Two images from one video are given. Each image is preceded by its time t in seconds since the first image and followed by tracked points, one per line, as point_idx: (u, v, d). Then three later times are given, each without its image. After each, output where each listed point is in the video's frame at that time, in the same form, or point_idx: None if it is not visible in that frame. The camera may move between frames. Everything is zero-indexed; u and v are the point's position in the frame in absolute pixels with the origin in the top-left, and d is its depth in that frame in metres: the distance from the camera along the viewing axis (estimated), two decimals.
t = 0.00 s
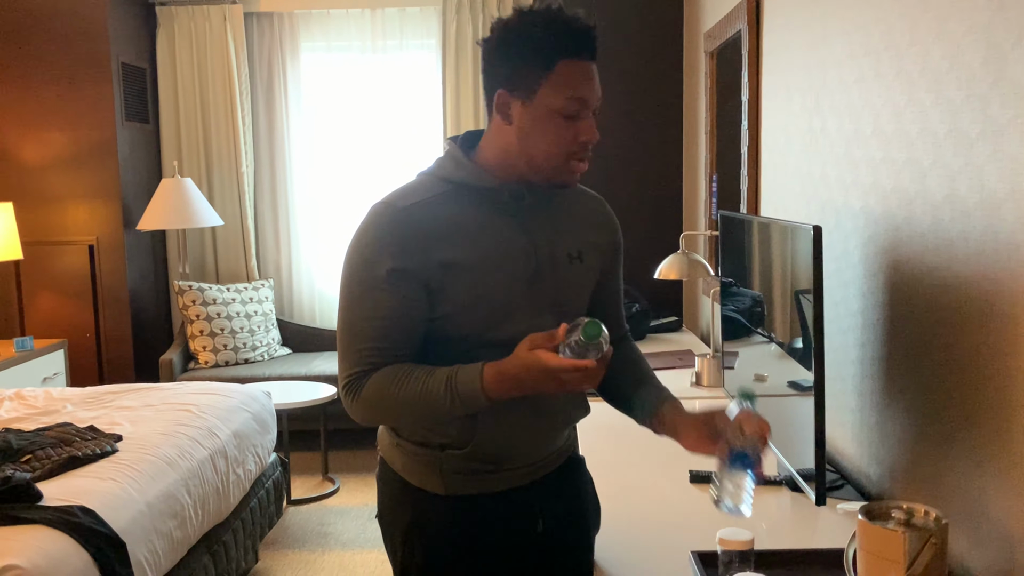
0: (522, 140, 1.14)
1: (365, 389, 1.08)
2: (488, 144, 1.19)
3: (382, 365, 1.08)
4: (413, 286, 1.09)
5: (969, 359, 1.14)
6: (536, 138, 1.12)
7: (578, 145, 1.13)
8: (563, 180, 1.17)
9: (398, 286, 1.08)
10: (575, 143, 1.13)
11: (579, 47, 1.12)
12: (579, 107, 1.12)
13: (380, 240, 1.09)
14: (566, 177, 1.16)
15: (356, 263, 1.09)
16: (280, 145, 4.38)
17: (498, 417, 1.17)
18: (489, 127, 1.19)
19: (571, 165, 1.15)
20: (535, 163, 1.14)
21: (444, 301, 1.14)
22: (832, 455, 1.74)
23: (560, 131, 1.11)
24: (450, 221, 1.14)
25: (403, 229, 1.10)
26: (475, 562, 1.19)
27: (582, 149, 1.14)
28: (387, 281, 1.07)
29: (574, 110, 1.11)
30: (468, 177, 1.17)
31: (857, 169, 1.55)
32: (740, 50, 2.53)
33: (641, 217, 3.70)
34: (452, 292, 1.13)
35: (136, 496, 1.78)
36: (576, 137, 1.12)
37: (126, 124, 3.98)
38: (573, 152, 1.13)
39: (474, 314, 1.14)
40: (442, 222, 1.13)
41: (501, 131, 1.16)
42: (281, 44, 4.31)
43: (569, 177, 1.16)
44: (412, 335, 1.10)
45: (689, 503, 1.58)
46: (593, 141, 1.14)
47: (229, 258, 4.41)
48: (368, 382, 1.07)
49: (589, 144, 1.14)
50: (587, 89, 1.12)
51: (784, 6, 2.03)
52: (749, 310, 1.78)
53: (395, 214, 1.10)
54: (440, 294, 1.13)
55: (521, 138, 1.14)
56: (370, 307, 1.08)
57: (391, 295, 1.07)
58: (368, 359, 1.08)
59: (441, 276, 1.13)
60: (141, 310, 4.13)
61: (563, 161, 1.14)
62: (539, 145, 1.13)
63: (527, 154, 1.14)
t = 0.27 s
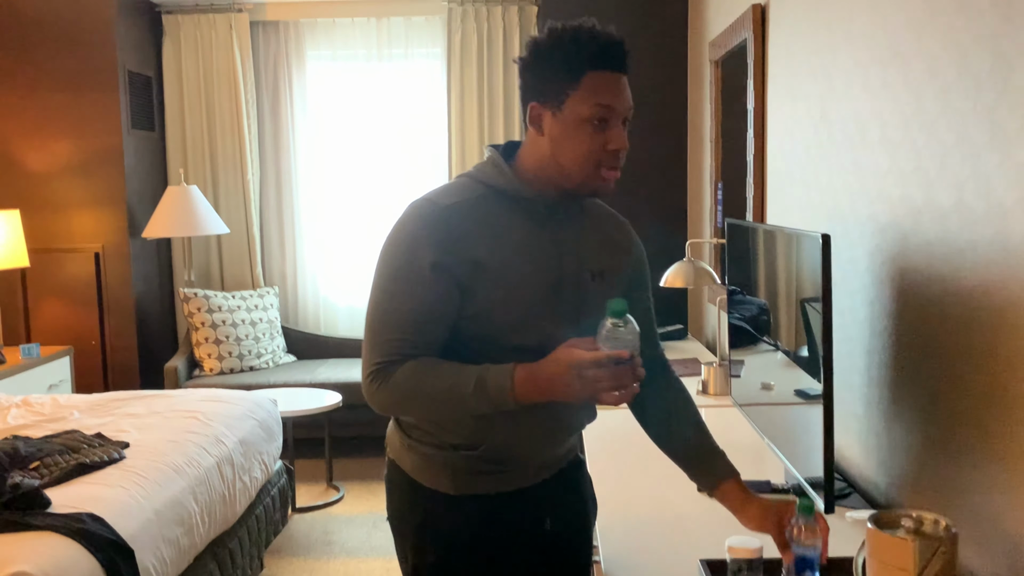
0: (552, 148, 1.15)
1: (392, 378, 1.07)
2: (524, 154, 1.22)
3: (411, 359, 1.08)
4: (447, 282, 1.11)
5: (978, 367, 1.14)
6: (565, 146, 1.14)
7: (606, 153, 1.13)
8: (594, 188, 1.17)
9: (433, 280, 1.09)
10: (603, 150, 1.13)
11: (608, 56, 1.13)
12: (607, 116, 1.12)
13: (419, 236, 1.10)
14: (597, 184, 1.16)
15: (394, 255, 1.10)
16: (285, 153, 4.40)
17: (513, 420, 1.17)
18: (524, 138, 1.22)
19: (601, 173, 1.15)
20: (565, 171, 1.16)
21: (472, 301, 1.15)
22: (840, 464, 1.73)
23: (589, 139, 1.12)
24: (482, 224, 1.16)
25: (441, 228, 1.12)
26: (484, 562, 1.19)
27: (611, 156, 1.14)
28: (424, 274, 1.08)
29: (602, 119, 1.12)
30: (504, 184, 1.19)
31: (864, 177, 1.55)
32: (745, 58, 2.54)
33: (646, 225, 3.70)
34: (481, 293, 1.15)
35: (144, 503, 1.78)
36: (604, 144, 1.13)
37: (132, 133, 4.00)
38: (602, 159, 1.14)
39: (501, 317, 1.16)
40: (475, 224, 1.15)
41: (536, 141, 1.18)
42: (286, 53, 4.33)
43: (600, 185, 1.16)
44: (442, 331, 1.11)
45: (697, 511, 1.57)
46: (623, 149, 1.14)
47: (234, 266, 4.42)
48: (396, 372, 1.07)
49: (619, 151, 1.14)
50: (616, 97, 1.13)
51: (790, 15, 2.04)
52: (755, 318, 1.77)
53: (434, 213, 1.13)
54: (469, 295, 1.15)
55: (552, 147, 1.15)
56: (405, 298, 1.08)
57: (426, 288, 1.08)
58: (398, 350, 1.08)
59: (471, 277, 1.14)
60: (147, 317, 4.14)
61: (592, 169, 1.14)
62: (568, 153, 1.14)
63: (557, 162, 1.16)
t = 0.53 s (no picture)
0: (557, 154, 1.18)
1: (424, 389, 1.05)
2: (534, 166, 1.24)
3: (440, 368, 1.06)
4: (472, 288, 1.10)
5: (990, 383, 1.13)
6: (569, 151, 1.16)
7: (609, 156, 1.15)
8: (600, 193, 1.18)
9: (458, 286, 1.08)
10: (605, 153, 1.14)
11: (611, 67, 1.16)
12: (609, 120, 1.14)
13: (441, 244, 1.09)
14: (601, 188, 1.17)
15: (416, 263, 1.09)
16: (293, 169, 4.42)
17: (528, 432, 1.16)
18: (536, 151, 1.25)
19: (604, 176, 1.16)
20: (570, 176, 1.17)
21: (496, 308, 1.14)
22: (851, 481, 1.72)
23: (590, 142, 1.14)
24: (501, 233, 1.15)
25: (461, 237, 1.11)
26: None
27: (614, 160, 1.15)
28: (449, 280, 1.07)
29: (604, 123, 1.14)
30: (520, 196, 1.20)
31: (872, 193, 1.54)
32: (752, 74, 2.54)
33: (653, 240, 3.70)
34: (506, 300, 1.14)
35: (152, 521, 1.78)
36: (606, 148, 1.14)
37: (141, 150, 4.02)
38: (605, 162, 1.15)
39: (526, 323, 1.15)
40: (494, 232, 1.15)
41: (544, 151, 1.22)
42: (295, 71, 4.37)
43: (604, 190, 1.17)
44: (466, 339, 1.10)
45: (707, 529, 1.56)
46: (625, 153, 1.15)
47: (242, 282, 4.43)
48: (428, 383, 1.05)
49: (621, 155, 1.15)
50: (618, 103, 1.15)
51: (796, 31, 2.05)
52: (764, 334, 1.76)
53: (453, 222, 1.12)
54: (493, 302, 1.13)
55: (557, 153, 1.18)
56: (430, 305, 1.07)
57: (451, 294, 1.07)
58: (424, 360, 1.07)
59: (495, 283, 1.13)
60: (155, 333, 4.15)
61: (594, 172, 1.15)
62: (572, 158, 1.16)
63: (562, 167, 1.18)
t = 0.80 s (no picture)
0: (555, 157, 1.20)
1: (448, 396, 1.05)
2: (539, 172, 1.27)
3: (464, 374, 1.07)
4: (490, 293, 1.09)
5: (1003, 396, 1.12)
6: (566, 153, 1.18)
7: (604, 157, 1.16)
8: (598, 194, 1.18)
9: (476, 291, 1.07)
10: (601, 154, 1.15)
11: (609, 72, 1.18)
12: (606, 122, 1.16)
13: (457, 251, 1.08)
14: (598, 190, 1.17)
15: (434, 272, 1.08)
16: (300, 182, 4.43)
17: (543, 442, 1.15)
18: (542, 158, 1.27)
19: (600, 177, 1.17)
20: (568, 178, 1.19)
21: (514, 313, 1.13)
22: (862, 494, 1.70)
23: (586, 144, 1.16)
24: (515, 239, 1.14)
25: (476, 244, 1.11)
26: None
27: (610, 161, 1.16)
28: (468, 288, 1.07)
29: (600, 125, 1.16)
30: (532, 204, 1.19)
31: (881, 204, 1.54)
32: (758, 85, 2.55)
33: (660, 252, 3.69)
34: (523, 304, 1.13)
35: (159, 535, 1.77)
36: (602, 149, 1.15)
37: (149, 164, 4.05)
38: (601, 163, 1.16)
39: (544, 326, 1.14)
40: (509, 238, 1.14)
41: (547, 156, 1.24)
42: (302, 84, 4.39)
43: (602, 191, 1.18)
44: (485, 345, 1.09)
45: (717, 543, 1.55)
46: (621, 154, 1.15)
47: (249, 295, 4.44)
48: (452, 389, 1.06)
49: (618, 156, 1.16)
50: (615, 106, 1.16)
51: (803, 43, 2.05)
52: (773, 346, 1.75)
53: (468, 229, 1.11)
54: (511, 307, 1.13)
55: (555, 155, 1.20)
56: (450, 311, 1.06)
57: (470, 299, 1.06)
58: (445, 366, 1.06)
59: (513, 288, 1.13)
60: (162, 346, 4.16)
61: (590, 172, 1.16)
62: (569, 160, 1.18)
63: (561, 170, 1.20)
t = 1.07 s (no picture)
0: (556, 161, 1.20)
1: (461, 404, 1.05)
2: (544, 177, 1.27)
3: (477, 381, 1.07)
4: (500, 298, 1.09)
5: (1015, 403, 1.10)
6: (566, 158, 1.18)
7: (603, 161, 1.15)
8: (597, 199, 1.17)
9: (487, 297, 1.07)
10: (600, 158, 1.15)
11: (611, 76, 1.18)
12: (605, 126, 1.15)
13: (465, 258, 1.08)
14: (598, 194, 1.17)
15: (443, 279, 1.07)
16: (306, 188, 4.44)
17: (552, 449, 1.14)
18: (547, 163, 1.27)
19: (599, 182, 1.16)
20: (568, 182, 1.18)
21: (525, 318, 1.12)
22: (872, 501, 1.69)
23: (585, 148, 1.15)
24: (523, 245, 1.14)
25: (485, 251, 1.10)
26: None
27: (609, 165, 1.15)
28: (479, 295, 1.06)
29: (600, 129, 1.15)
30: (539, 210, 1.19)
31: (890, 209, 1.53)
32: (765, 90, 2.54)
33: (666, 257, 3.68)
34: (533, 309, 1.12)
35: (164, 542, 1.77)
36: (601, 153, 1.15)
37: (156, 171, 4.06)
38: (600, 167, 1.15)
39: (554, 331, 1.14)
40: (516, 244, 1.14)
41: (549, 161, 1.24)
42: (308, 91, 4.40)
43: (602, 196, 1.17)
44: (495, 351, 1.08)
45: (725, 551, 1.53)
46: (620, 158, 1.14)
47: (255, 301, 4.45)
48: (465, 396, 1.05)
49: (617, 160, 1.15)
50: (615, 110, 1.16)
51: (810, 47, 2.04)
52: (780, 352, 1.74)
53: (476, 236, 1.11)
54: (521, 313, 1.12)
55: (556, 160, 1.20)
56: (460, 318, 1.05)
57: (480, 306, 1.06)
58: (457, 373, 1.06)
59: (522, 293, 1.12)
60: (168, 353, 4.16)
61: (589, 177, 1.16)
62: (569, 164, 1.17)
63: (562, 174, 1.19)
